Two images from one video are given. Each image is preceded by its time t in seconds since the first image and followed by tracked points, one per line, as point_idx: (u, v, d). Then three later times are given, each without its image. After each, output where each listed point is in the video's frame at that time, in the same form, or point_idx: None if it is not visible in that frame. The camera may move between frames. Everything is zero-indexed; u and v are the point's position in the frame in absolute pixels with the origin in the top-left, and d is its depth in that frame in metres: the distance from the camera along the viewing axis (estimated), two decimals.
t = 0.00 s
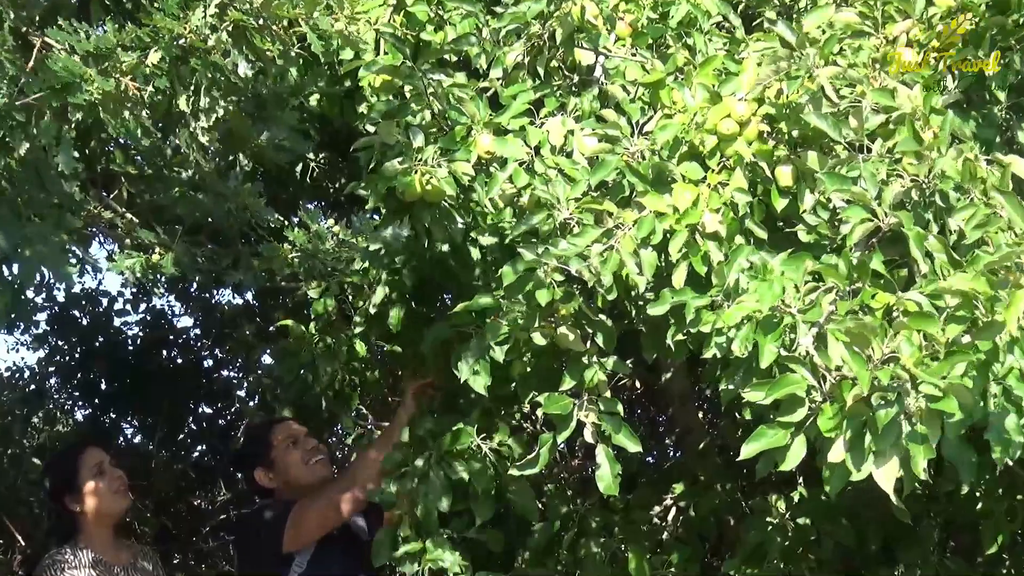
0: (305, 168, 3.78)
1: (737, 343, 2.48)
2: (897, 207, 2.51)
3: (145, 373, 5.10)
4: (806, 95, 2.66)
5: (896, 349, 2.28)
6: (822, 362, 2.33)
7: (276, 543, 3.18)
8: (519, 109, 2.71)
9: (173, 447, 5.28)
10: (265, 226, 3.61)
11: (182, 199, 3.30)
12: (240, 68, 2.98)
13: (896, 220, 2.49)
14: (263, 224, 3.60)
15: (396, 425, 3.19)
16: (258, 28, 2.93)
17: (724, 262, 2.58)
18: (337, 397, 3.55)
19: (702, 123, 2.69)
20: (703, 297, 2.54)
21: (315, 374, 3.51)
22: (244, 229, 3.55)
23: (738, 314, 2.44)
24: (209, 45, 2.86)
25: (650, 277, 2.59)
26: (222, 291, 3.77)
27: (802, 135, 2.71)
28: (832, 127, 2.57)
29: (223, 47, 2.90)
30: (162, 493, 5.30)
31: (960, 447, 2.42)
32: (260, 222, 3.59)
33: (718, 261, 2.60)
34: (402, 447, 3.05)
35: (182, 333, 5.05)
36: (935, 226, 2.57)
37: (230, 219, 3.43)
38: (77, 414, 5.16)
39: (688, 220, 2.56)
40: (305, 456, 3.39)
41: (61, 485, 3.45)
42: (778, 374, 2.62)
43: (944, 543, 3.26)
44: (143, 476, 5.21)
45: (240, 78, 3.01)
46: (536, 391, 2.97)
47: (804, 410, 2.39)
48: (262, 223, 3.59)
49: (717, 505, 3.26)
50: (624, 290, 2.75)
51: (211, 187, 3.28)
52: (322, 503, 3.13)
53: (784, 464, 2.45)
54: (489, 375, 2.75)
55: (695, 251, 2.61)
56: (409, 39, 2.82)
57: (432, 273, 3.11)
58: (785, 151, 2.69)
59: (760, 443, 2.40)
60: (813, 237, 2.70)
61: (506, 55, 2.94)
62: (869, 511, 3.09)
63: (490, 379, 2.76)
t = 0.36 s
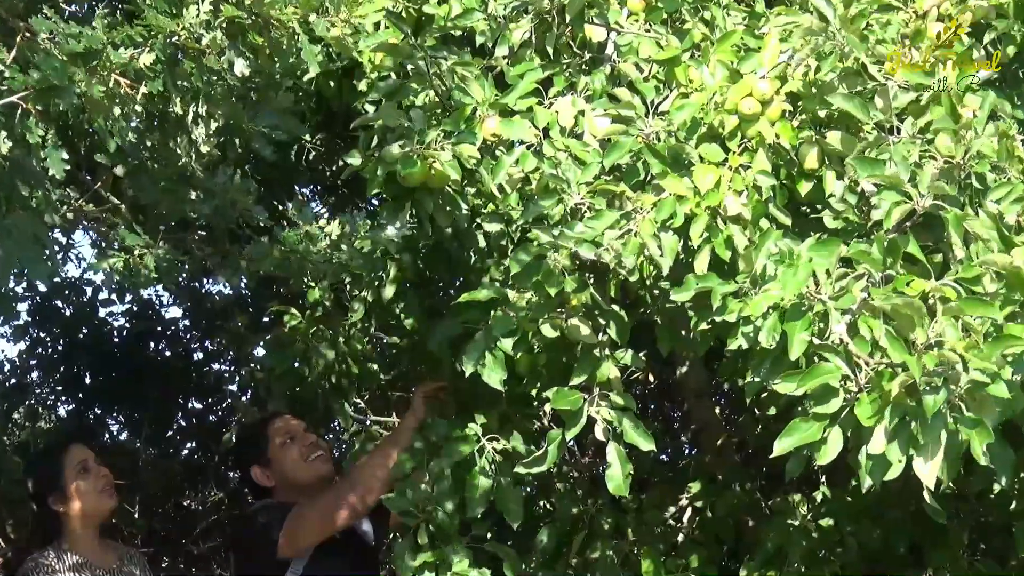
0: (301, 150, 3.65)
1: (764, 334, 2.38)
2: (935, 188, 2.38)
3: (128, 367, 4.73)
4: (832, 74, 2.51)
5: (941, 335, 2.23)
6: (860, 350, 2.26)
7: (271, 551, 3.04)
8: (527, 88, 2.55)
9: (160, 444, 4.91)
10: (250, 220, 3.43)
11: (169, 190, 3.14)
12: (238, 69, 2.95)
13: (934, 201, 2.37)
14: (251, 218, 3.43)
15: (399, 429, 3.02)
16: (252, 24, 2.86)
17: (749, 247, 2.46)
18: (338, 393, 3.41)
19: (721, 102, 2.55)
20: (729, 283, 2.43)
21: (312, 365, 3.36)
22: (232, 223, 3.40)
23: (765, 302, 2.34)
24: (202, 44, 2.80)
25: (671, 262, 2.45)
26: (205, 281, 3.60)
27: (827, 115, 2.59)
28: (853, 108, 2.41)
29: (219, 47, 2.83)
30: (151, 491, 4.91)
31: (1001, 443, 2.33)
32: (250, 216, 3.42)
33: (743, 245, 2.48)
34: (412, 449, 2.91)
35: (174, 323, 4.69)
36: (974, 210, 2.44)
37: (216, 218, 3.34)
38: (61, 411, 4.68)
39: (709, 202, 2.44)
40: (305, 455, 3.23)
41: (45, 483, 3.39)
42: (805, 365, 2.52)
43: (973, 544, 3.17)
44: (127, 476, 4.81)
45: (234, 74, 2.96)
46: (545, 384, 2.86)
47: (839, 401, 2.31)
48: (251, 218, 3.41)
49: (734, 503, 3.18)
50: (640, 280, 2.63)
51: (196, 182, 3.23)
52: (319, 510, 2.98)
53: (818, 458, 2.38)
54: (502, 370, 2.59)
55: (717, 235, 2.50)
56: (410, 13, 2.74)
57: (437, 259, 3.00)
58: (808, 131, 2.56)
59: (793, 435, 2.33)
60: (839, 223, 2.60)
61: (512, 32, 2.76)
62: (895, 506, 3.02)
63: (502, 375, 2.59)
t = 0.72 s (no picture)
0: (298, 133, 3.54)
1: (781, 319, 2.27)
2: (961, 168, 2.34)
3: (119, 358, 4.41)
4: (852, 48, 2.44)
5: (967, 319, 2.13)
6: (883, 335, 2.16)
7: (266, 550, 2.91)
8: (533, 66, 2.45)
9: (152, 439, 4.64)
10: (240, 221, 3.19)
11: (158, 187, 2.93)
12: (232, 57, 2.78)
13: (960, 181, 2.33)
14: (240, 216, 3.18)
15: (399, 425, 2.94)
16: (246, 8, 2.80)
17: (765, 231, 2.36)
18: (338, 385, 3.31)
19: (735, 80, 2.46)
20: (745, 268, 2.32)
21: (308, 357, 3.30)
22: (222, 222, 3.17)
23: (783, 287, 2.24)
24: (195, 29, 2.66)
25: (680, 246, 2.36)
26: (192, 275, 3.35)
27: (845, 91, 2.51)
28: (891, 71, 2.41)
29: (211, 33, 2.72)
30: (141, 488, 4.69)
31: None
32: (239, 216, 3.19)
33: (757, 230, 2.38)
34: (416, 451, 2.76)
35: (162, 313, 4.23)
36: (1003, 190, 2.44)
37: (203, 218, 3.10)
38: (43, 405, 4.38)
39: (723, 181, 2.36)
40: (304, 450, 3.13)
41: (27, 480, 3.21)
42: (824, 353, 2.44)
43: (995, 541, 3.09)
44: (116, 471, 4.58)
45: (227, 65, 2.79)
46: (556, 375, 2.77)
47: (861, 388, 2.21)
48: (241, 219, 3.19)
49: (750, 502, 3.08)
50: (649, 265, 2.53)
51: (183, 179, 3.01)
52: (317, 506, 2.90)
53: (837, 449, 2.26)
54: (506, 364, 2.48)
55: (730, 218, 2.42)
56: None
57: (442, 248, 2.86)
58: (826, 109, 2.48)
59: (811, 424, 2.22)
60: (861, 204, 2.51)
61: (517, 8, 2.65)
62: (916, 501, 2.93)
63: (506, 369, 2.49)
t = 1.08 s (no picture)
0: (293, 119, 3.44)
1: (789, 310, 2.20)
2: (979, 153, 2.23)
3: (108, 350, 4.25)
4: (867, 30, 2.34)
5: (977, 310, 2.06)
6: (891, 327, 2.07)
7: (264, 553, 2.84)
8: (539, 45, 2.39)
9: (141, 434, 4.47)
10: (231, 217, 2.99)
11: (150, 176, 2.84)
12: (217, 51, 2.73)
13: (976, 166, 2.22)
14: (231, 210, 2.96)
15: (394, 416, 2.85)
16: None
17: (769, 213, 2.28)
18: (335, 379, 3.22)
19: (746, 60, 2.35)
20: (745, 251, 2.22)
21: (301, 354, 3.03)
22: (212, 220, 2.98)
23: (791, 275, 2.16)
24: (180, 19, 2.57)
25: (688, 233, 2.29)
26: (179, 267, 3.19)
27: (861, 73, 2.40)
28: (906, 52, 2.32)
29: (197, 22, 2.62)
30: (129, 490, 4.47)
31: None
32: (228, 212, 2.96)
33: (765, 215, 2.31)
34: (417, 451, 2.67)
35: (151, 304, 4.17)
36: None
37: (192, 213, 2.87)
38: (29, 400, 4.17)
39: (732, 166, 2.28)
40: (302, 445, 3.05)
41: (14, 479, 3.12)
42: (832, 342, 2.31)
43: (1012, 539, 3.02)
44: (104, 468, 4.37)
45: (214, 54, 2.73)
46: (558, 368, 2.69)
47: (869, 381, 2.12)
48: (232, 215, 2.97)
49: (761, 499, 3.01)
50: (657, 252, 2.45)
51: (175, 171, 2.78)
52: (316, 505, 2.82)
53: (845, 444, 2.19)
54: (509, 358, 2.39)
55: (739, 204, 2.32)
56: None
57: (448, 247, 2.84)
58: (839, 91, 2.38)
59: (816, 418, 2.15)
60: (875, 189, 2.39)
61: None
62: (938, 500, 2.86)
63: (507, 364, 2.40)
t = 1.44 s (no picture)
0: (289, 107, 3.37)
1: (794, 305, 2.11)
2: (988, 146, 2.16)
3: (99, 345, 4.19)
4: (875, 14, 2.30)
5: (986, 311, 2.00)
6: (898, 327, 1.99)
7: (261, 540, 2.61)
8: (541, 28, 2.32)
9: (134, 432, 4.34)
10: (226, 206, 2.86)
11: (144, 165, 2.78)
12: (208, 38, 2.61)
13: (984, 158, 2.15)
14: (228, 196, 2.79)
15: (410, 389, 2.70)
16: None
17: (777, 212, 2.19)
18: (331, 374, 3.15)
19: (752, 46, 2.29)
20: (755, 254, 2.12)
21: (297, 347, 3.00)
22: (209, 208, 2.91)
23: (796, 271, 2.05)
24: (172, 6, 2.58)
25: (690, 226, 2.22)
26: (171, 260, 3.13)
27: (869, 60, 2.32)
28: (914, 46, 2.19)
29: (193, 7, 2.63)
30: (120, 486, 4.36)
31: None
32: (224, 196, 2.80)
33: (771, 212, 2.21)
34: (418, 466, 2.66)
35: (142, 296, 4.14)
36: None
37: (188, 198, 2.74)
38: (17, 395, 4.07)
39: (734, 157, 2.18)
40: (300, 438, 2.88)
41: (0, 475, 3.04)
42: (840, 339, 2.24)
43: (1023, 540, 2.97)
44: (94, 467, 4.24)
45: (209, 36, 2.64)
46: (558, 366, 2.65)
47: (875, 383, 2.03)
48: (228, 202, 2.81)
49: (769, 497, 2.96)
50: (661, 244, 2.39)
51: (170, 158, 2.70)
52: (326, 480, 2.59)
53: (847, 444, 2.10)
54: (510, 356, 2.32)
55: (743, 196, 2.24)
56: None
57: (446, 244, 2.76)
58: (848, 79, 2.29)
59: (819, 420, 2.05)
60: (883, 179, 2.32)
61: None
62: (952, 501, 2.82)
63: (508, 362, 2.33)
